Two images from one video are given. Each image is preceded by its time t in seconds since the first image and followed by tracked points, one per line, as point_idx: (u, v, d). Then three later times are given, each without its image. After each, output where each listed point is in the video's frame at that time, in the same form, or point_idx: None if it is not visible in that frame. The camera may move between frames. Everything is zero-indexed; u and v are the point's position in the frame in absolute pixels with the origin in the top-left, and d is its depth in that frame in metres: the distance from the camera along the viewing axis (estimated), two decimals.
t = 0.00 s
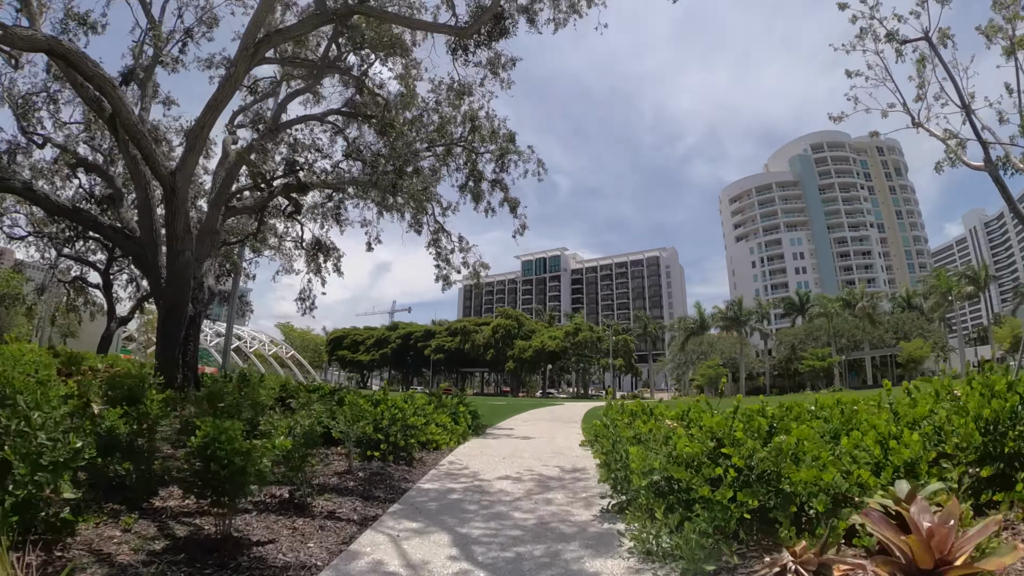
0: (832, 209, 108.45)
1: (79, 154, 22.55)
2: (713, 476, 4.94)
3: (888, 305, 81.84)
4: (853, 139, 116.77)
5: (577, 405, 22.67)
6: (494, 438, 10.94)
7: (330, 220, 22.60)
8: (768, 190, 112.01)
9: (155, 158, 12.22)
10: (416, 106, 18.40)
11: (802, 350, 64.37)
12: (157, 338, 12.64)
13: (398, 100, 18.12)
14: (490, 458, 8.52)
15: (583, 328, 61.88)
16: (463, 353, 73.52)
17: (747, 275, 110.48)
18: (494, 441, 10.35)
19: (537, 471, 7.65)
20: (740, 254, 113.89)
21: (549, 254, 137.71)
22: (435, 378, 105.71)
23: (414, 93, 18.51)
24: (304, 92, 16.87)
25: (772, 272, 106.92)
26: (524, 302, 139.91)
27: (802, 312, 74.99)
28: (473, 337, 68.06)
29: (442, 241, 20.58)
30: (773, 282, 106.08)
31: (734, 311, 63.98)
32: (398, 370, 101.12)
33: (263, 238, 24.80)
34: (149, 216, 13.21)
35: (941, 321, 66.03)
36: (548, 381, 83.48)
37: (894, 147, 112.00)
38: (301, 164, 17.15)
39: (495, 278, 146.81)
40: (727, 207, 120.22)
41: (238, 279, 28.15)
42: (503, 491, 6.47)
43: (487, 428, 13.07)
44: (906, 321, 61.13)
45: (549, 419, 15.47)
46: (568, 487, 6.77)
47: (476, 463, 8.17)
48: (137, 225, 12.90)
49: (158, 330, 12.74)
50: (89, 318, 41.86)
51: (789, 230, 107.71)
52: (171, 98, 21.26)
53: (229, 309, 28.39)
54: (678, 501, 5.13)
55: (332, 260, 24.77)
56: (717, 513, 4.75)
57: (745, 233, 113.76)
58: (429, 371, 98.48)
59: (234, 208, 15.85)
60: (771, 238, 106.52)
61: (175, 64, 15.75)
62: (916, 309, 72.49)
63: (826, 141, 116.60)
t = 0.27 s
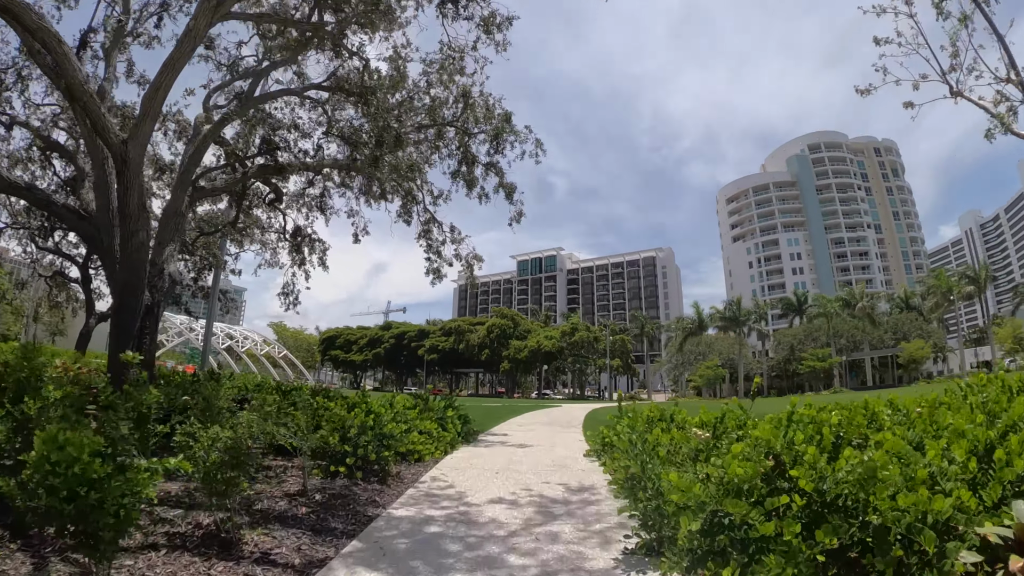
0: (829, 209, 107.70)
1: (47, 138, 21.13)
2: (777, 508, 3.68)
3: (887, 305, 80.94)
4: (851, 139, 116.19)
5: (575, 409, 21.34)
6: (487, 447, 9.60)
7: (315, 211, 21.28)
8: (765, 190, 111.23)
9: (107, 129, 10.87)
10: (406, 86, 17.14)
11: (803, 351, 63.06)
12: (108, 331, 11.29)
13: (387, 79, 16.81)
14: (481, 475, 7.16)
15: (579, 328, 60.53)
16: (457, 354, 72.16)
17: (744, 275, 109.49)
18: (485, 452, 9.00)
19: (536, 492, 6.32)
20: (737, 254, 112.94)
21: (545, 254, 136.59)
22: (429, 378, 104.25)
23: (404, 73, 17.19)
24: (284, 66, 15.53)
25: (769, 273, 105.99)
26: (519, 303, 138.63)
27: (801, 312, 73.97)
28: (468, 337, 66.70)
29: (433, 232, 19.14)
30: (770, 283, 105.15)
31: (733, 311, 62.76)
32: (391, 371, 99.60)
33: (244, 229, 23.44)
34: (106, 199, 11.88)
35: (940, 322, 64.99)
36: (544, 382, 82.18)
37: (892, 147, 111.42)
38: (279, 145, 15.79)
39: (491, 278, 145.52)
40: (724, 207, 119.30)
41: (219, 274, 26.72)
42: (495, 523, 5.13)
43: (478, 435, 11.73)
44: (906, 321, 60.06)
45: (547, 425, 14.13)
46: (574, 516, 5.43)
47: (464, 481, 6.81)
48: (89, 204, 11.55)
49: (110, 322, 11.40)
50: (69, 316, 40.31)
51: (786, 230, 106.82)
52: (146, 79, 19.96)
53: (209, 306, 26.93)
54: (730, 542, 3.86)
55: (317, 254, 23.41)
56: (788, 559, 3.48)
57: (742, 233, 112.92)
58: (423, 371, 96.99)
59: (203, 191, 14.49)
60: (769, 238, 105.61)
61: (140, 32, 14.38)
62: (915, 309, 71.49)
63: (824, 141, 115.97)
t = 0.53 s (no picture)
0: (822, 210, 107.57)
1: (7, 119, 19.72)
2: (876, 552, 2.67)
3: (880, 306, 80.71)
4: (844, 141, 116.29)
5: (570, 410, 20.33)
6: (478, 456, 8.45)
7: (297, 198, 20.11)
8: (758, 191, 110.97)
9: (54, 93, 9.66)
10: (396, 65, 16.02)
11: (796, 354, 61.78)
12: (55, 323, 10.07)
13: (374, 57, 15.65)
14: (469, 494, 5.99)
15: (572, 328, 59.45)
16: (447, 353, 70.86)
17: (737, 276, 109.02)
18: (477, 463, 7.84)
19: (536, 517, 5.21)
20: (730, 255, 112.46)
21: (537, 254, 135.57)
22: (419, 378, 102.76)
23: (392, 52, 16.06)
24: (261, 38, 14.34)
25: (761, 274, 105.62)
26: (511, 302, 137.42)
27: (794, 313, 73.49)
28: (458, 336, 65.39)
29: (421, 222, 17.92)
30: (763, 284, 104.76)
31: (727, 311, 61.79)
32: (380, 370, 98.05)
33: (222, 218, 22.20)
34: (58, 173, 10.63)
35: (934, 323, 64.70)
36: (535, 383, 81.05)
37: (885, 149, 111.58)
38: (255, 123, 14.58)
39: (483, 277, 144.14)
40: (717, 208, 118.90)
41: (195, 267, 25.41)
42: (487, 565, 4.01)
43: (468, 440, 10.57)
44: (900, 322, 59.64)
45: (543, 428, 13.06)
46: (586, 553, 4.31)
47: (449, 501, 5.66)
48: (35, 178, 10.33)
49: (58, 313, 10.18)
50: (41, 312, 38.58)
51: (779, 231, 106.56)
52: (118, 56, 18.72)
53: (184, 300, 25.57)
54: None
55: (300, 245, 22.20)
56: None
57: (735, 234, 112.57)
58: (412, 371, 95.56)
59: (168, 168, 13.24)
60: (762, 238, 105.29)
61: None
62: (908, 310, 71.17)
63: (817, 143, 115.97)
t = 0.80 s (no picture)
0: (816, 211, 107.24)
1: None
2: None
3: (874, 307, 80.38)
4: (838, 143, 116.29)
5: (565, 413, 19.28)
6: (468, 467, 7.36)
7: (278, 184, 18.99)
8: (752, 191, 110.63)
9: None
10: (386, 41, 14.94)
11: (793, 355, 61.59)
12: None
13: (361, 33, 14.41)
14: (455, 520, 4.90)
15: (565, 328, 58.43)
16: (439, 353, 69.67)
17: (730, 276, 108.54)
18: (466, 476, 6.75)
19: (543, 558, 4.10)
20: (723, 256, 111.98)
21: (530, 253, 134.62)
22: (409, 378, 101.33)
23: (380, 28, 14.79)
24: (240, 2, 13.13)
25: (755, 274, 105.21)
26: (503, 302, 136.37)
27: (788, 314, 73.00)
28: (450, 335, 64.32)
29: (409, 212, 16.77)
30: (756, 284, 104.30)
31: (722, 311, 60.63)
32: (370, 369, 96.67)
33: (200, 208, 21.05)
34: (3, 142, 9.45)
35: (928, 323, 64.36)
36: (527, 383, 80.00)
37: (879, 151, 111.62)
38: (230, 96, 13.33)
39: (475, 276, 143.20)
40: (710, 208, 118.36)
41: (172, 260, 24.14)
42: None
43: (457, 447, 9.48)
44: (895, 322, 59.18)
45: (539, 434, 12.00)
46: None
47: (431, 532, 4.58)
48: None
49: None
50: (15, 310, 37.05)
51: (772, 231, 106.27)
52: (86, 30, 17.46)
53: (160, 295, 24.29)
54: None
55: (282, 236, 21.05)
56: None
57: (729, 234, 112.19)
58: (403, 370, 94.22)
59: (131, 141, 12.00)
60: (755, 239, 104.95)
61: None
62: (903, 311, 70.78)
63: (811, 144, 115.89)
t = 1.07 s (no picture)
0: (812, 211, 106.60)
1: None
2: None
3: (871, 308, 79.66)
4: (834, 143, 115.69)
5: (564, 415, 17.93)
6: (456, 485, 6.12)
7: (256, 166, 17.88)
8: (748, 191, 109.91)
9: None
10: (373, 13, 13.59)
11: (791, 354, 59.33)
12: None
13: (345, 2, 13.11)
14: (434, 570, 3.64)
15: (561, 327, 57.07)
16: (432, 352, 68.22)
17: (726, 276, 107.59)
18: (454, 497, 5.51)
19: None
20: (718, 256, 111.04)
21: (525, 252, 133.37)
22: (402, 378, 99.73)
23: None
24: None
25: (751, 274, 104.28)
26: (497, 301, 135.06)
27: (786, 314, 72.06)
28: (443, 334, 62.96)
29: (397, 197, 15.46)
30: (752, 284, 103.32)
31: (720, 310, 59.00)
32: (362, 369, 94.98)
33: (175, 195, 19.75)
34: None
35: (926, 323, 63.62)
36: (522, 383, 78.65)
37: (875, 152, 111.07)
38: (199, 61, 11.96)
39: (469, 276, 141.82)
40: (706, 208, 117.42)
41: (145, 253, 22.68)
42: None
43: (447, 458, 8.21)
44: (894, 322, 58.31)
45: (538, 440, 10.65)
46: None
47: None
48: None
49: None
50: None
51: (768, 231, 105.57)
52: None
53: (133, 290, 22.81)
54: None
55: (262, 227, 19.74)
56: None
57: (725, 234, 111.41)
58: (395, 370, 92.63)
59: (80, 105, 10.57)
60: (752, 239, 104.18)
61: None
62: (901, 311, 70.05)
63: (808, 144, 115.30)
